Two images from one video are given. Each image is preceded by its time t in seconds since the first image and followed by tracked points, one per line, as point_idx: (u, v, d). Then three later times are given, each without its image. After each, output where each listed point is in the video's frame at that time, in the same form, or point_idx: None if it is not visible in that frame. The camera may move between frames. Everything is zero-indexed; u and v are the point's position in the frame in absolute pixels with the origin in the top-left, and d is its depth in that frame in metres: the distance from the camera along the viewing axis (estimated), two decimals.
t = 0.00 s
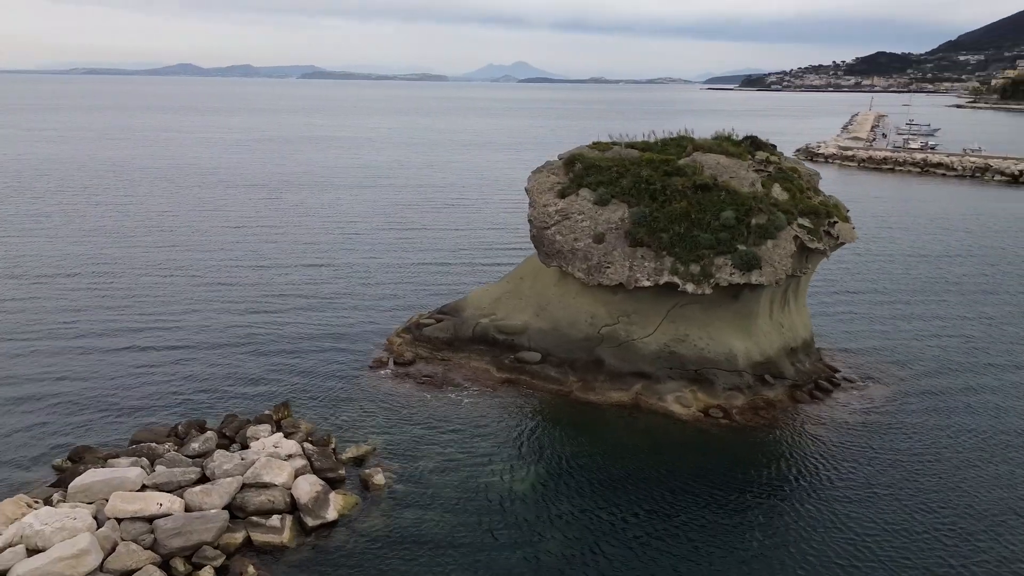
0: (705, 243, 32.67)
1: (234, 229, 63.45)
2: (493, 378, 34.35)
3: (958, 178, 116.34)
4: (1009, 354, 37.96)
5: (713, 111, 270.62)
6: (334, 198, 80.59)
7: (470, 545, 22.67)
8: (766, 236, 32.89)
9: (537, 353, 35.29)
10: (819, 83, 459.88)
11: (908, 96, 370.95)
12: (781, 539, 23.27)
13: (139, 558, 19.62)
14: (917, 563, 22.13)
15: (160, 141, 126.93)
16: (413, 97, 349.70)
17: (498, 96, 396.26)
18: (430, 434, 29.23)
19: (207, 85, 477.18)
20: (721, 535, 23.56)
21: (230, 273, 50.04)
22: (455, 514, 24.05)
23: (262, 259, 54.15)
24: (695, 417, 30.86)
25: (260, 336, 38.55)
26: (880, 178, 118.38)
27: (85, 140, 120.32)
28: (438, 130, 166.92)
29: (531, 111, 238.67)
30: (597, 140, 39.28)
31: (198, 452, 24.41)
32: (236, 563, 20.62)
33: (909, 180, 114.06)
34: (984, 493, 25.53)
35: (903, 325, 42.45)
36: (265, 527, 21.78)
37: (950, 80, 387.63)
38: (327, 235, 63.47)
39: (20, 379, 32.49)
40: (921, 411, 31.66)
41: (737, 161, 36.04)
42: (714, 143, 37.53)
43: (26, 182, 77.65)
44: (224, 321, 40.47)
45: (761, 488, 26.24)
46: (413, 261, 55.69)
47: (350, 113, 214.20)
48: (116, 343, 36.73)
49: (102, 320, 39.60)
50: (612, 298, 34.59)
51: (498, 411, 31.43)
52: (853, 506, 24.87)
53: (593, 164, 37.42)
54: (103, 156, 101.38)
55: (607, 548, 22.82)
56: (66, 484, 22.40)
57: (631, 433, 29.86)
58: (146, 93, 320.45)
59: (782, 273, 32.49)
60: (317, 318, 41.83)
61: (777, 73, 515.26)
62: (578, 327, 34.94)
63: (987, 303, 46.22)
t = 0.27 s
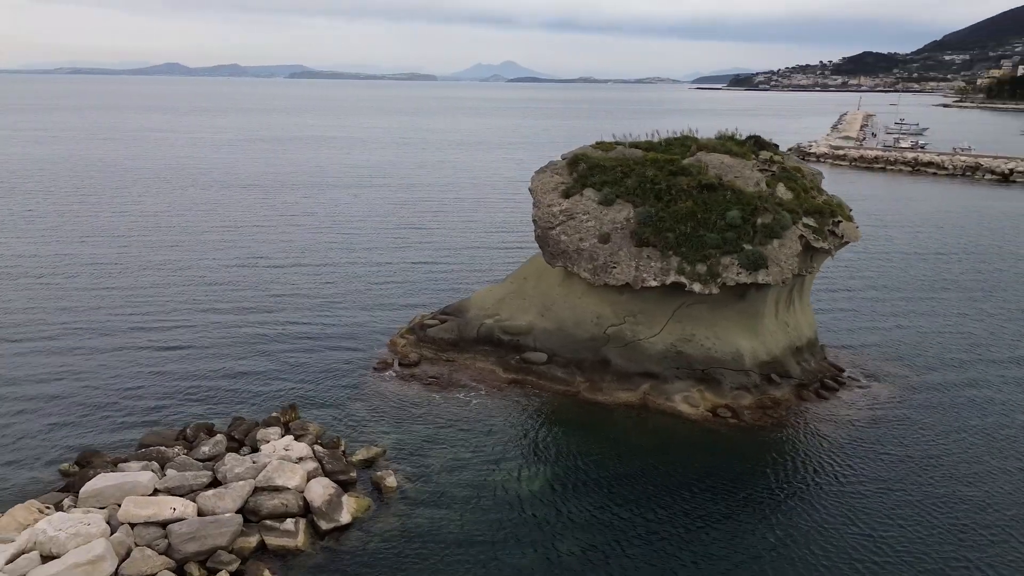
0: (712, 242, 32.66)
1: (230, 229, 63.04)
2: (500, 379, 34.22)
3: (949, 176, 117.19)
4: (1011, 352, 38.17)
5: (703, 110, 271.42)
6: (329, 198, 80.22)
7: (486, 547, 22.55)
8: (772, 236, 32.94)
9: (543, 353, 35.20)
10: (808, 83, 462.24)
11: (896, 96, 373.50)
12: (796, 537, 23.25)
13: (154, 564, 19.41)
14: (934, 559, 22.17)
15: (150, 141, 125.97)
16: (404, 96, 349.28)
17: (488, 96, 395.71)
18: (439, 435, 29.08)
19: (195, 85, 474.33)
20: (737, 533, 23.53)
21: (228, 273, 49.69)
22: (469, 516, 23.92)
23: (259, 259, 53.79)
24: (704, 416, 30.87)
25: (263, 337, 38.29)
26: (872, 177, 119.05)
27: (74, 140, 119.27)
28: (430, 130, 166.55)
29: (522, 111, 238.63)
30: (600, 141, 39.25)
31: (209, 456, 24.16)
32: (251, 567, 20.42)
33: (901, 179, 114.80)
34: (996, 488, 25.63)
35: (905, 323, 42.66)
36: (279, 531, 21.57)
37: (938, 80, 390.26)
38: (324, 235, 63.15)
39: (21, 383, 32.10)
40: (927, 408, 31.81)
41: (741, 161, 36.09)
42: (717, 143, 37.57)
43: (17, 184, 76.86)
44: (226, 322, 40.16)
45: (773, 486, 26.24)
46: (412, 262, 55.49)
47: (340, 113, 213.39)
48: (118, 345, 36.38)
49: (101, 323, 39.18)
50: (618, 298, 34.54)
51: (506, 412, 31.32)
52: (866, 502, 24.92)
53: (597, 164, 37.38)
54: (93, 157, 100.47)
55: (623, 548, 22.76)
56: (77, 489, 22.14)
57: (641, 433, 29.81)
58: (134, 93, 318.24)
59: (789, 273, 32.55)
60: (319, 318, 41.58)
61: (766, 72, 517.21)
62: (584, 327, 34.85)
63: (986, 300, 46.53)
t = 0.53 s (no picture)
0: (718, 242, 32.67)
1: (225, 230, 62.58)
2: (506, 380, 34.12)
3: (940, 175, 118.02)
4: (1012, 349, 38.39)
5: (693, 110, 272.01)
6: (323, 198, 79.78)
7: (500, 548, 22.45)
8: (778, 236, 33.00)
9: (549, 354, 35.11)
10: (796, 83, 464.51)
11: (883, 96, 375.87)
12: (810, 536, 23.23)
13: (169, 569, 19.22)
14: (948, 556, 22.25)
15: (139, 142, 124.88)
16: (392, 96, 348.39)
17: (477, 96, 395.32)
18: (448, 437, 28.95)
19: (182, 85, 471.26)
20: (751, 532, 23.52)
21: (225, 274, 49.30)
22: (482, 518, 23.82)
23: (256, 260, 53.42)
24: (712, 416, 30.88)
25: (264, 339, 38.00)
26: (863, 176, 119.70)
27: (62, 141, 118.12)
28: (421, 130, 166.09)
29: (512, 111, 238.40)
30: (603, 141, 39.22)
31: (219, 460, 23.95)
32: (266, 571, 20.23)
33: (893, 179, 115.45)
34: (1005, 485, 25.75)
35: (905, 321, 42.86)
36: (293, 535, 21.38)
37: (924, 80, 392.93)
38: (320, 235, 62.77)
39: (22, 386, 31.72)
40: (932, 406, 31.93)
41: (745, 161, 36.13)
42: (721, 143, 37.61)
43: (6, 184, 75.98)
44: (226, 324, 39.85)
45: (784, 485, 26.25)
46: (410, 262, 55.26)
47: (330, 113, 212.44)
48: (118, 347, 36.01)
49: (99, 324, 38.76)
50: (624, 298, 34.50)
51: (514, 413, 31.22)
52: (877, 500, 24.98)
53: (600, 164, 37.33)
54: (82, 158, 99.53)
55: (638, 549, 22.70)
56: (86, 494, 21.90)
57: (649, 433, 29.79)
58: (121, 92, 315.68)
59: (795, 272, 32.60)
60: (319, 319, 41.32)
61: (754, 72, 519.08)
62: (590, 327, 34.79)
63: (983, 299, 46.84)
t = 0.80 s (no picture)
0: (724, 242, 32.66)
1: (220, 230, 62.12)
2: (512, 380, 34.00)
3: (930, 175, 118.83)
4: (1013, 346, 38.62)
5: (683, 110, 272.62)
6: (318, 198, 79.36)
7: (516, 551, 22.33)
8: (783, 235, 33.04)
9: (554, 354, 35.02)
10: (784, 83, 466.70)
11: (871, 96, 378.22)
12: (825, 535, 23.23)
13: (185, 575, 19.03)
14: (963, 553, 22.30)
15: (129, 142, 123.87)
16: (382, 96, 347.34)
17: (467, 97, 394.53)
18: (457, 438, 28.80)
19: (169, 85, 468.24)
20: (765, 531, 23.51)
21: (224, 274, 48.91)
22: (496, 520, 23.69)
23: (254, 260, 53.05)
24: (720, 416, 30.87)
25: (266, 340, 37.70)
26: (855, 175, 120.38)
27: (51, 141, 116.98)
28: (413, 130, 165.63)
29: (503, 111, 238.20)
30: (606, 141, 39.18)
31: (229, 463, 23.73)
32: None
33: (884, 178, 116.15)
34: (1015, 481, 25.86)
35: (906, 320, 43.04)
36: (307, 539, 21.19)
37: (911, 79, 395.46)
38: (317, 235, 62.40)
39: (23, 388, 31.31)
40: (938, 403, 32.06)
41: (749, 161, 36.18)
42: (724, 143, 37.66)
43: None
44: (227, 324, 39.50)
45: (796, 483, 26.25)
46: (409, 262, 55.02)
47: (321, 113, 211.52)
48: (119, 349, 35.62)
49: (98, 325, 38.33)
50: (629, 298, 34.45)
51: (522, 414, 31.10)
52: (889, 498, 25.02)
53: (604, 164, 37.28)
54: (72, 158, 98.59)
55: (654, 550, 22.65)
56: (97, 499, 21.64)
57: (658, 433, 29.75)
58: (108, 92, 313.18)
59: (800, 272, 32.65)
60: (321, 320, 41.05)
61: (743, 72, 521.30)
62: (595, 328, 34.72)
63: (982, 296, 47.13)
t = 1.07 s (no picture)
0: (729, 242, 32.70)
1: (216, 230, 61.66)
2: (517, 381, 33.90)
3: (921, 174, 119.57)
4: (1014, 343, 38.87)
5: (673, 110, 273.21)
6: (313, 198, 78.96)
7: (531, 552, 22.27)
8: (788, 235, 33.13)
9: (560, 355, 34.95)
10: (773, 83, 468.73)
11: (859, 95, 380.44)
12: (838, 535, 23.29)
13: None
14: (977, 552, 22.40)
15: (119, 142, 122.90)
16: (372, 96, 346.17)
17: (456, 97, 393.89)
18: (465, 440, 28.67)
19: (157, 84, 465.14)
20: (779, 531, 23.54)
21: (222, 274, 48.53)
22: (510, 522, 23.60)
23: (251, 260, 52.68)
24: (728, 416, 30.90)
25: (269, 340, 37.42)
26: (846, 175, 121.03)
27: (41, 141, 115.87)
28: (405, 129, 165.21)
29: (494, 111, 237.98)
30: (608, 141, 39.17)
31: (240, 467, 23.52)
32: None
33: (875, 177, 116.82)
34: None
35: (906, 317, 43.25)
36: (322, 542, 21.01)
37: (898, 79, 398.31)
38: (313, 235, 62.04)
39: (25, 390, 30.93)
40: (943, 401, 32.21)
41: (752, 161, 36.25)
42: (727, 143, 37.73)
43: None
44: (228, 325, 39.20)
45: (807, 482, 26.29)
46: (407, 262, 54.82)
47: (311, 113, 210.61)
48: (120, 349, 35.27)
49: (98, 326, 37.92)
50: (635, 299, 34.44)
51: (530, 414, 31.01)
52: (900, 497, 25.11)
53: (607, 164, 37.26)
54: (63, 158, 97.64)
55: (670, 551, 22.62)
56: (107, 503, 21.42)
57: (666, 433, 29.74)
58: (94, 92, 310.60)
59: (805, 271, 32.73)
60: (322, 320, 40.79)
61: (731, 72, 523.34)
62: (601, 328, 34.67)
63: (980, 294, 47.42)
